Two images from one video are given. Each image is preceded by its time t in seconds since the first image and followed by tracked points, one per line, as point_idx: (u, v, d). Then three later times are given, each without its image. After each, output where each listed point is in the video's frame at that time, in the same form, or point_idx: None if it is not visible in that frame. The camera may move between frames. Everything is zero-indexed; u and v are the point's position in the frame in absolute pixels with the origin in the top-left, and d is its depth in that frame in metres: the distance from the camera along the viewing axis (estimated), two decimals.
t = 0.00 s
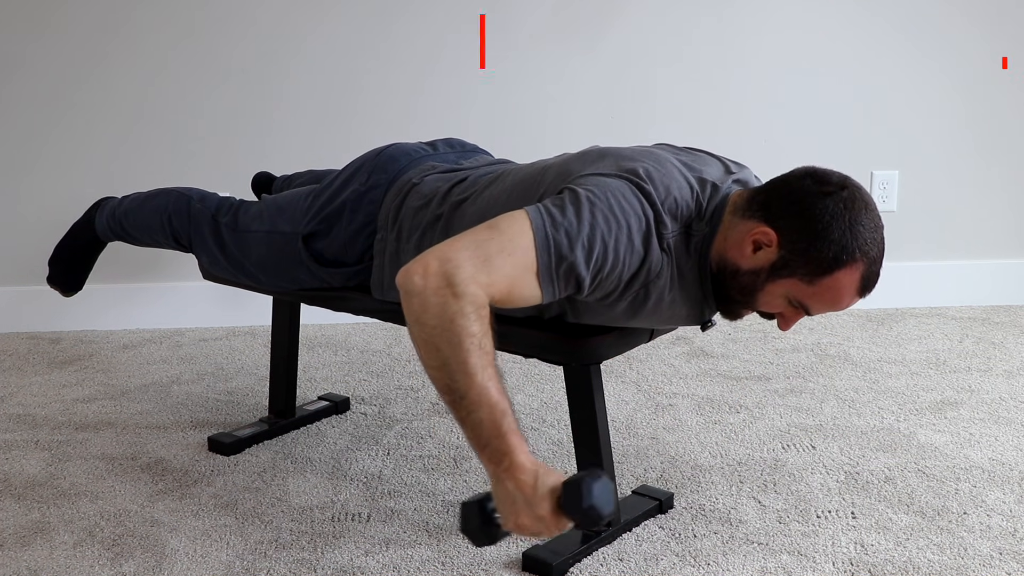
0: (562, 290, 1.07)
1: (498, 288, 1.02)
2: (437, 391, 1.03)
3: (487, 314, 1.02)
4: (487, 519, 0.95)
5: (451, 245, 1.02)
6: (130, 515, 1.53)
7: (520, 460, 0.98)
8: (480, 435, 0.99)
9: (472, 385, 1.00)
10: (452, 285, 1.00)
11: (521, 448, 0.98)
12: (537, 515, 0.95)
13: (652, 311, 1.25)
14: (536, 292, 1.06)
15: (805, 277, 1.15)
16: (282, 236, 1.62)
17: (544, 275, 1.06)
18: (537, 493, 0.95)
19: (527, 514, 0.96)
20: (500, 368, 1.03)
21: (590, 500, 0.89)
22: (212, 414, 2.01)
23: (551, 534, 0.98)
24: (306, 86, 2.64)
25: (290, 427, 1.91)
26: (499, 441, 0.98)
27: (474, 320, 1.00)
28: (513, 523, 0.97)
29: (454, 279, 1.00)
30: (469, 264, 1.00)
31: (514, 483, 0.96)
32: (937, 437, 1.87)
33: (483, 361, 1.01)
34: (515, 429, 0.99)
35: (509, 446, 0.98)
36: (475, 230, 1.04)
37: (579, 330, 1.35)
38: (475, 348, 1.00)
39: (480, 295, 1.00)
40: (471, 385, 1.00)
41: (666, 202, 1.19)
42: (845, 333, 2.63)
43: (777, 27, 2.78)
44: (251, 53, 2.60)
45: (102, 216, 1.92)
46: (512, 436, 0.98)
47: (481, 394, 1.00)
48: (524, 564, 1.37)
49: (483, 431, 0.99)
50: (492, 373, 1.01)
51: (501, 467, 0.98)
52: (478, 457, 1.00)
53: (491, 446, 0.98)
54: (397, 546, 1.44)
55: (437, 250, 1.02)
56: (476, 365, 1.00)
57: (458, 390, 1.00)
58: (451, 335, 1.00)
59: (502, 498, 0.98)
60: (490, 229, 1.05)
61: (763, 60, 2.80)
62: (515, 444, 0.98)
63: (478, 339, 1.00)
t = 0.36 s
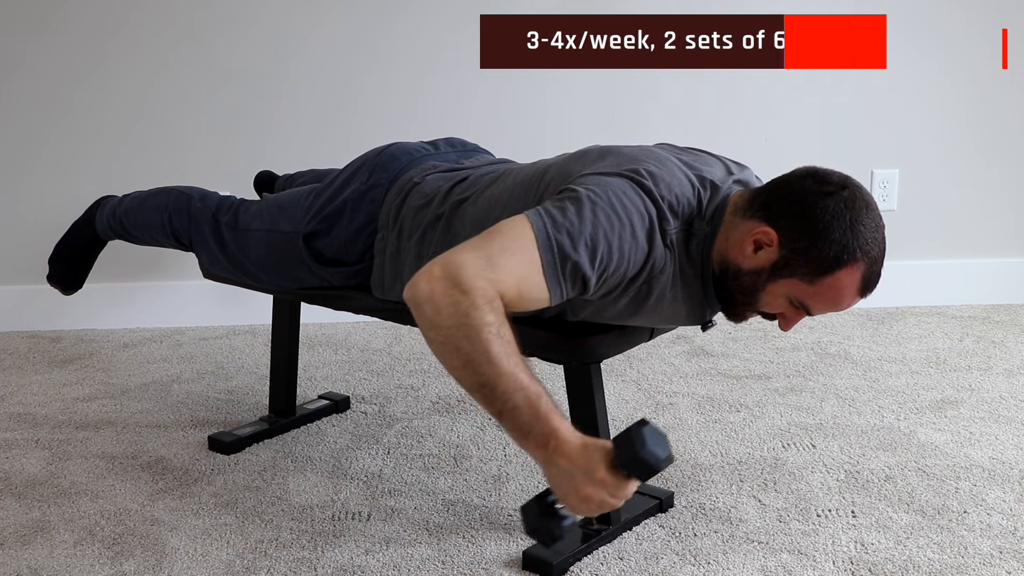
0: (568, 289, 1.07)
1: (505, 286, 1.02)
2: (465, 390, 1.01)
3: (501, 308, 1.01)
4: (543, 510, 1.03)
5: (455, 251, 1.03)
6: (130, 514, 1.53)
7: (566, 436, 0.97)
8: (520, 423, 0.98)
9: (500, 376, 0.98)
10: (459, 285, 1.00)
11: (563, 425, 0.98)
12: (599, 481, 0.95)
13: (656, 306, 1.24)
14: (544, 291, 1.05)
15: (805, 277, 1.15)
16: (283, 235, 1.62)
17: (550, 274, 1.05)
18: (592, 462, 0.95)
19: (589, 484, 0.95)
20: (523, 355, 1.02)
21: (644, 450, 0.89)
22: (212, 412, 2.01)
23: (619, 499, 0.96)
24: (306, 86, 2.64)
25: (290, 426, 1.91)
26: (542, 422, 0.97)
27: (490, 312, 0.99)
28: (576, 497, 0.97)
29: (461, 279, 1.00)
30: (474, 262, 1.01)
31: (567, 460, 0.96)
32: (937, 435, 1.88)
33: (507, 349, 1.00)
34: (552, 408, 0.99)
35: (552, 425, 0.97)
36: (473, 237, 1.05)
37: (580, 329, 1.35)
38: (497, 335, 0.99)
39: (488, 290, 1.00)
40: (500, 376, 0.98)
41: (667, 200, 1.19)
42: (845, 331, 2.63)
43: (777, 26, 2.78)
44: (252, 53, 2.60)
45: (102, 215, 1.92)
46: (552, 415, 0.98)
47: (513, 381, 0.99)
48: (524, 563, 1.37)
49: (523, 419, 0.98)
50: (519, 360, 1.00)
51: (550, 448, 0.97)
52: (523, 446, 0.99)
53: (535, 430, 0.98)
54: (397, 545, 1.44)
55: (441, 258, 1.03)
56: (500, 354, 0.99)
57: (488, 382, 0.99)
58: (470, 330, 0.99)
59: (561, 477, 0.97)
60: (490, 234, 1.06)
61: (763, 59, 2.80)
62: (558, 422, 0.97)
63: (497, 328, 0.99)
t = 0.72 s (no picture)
0: (570, 288, 1.07)
1: (505, 283, 1.02)
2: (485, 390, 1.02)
3: (509, 305, 1.01)
4: (580, 496, 1.12)
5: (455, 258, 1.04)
6: (131, 512, 1.53)
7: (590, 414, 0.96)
8: (542, 409, 0.98)
9: (516, 366, 0.99)
10: (462, 286, 1.00)
11: (585, 404, 0.98)
12: (630, 447, 0.94)
13: (657, 302, 1.25)
14: (545, 289, 1.05)
15: (805, 276, 1.15)
16: (283, 233, 1.63)
17: (552, 273, 1.05)
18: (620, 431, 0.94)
19: (621, 454, 0.94)
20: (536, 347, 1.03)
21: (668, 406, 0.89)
22: (213, 410, 2.01)
23: (653, 466, 0.95)
24: (306, 85, 2.64)
25: (290, 424, 1.91)
26: (565, 405, 0.97)
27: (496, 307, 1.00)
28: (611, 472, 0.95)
29: (462, 281, 1.01)
30: (474, 263, 1.02)
31: (594, 436, 0.95)
32: (937, 434, 1.88)
33: (519, 341, 1.00)
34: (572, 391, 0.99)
35: (576, 405, 0.97)
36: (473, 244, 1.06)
37: (580, 328, 1.36)
38: (507, 328, 1.00)
39: (490, 288, 1.00)
40: (515, 366, 0.99)
41: (666, 197, 1.19)
42: (845, 330, 2.63)
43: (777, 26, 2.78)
44: (251, 53, 2.60)
45: (103, 213, 1.92)
46: (573, 396, 0.98)
47: (531, 370, 0.99)
48: (524, 561, 1.37)
49: (544, 405, 0.98)
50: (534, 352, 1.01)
51: (576, 428, 0.96)
52: (549, 433, 0.99)
53: (557, 413, 0.97)
54: (398, 543, 1.44)
55: (441, 267, 1.05)
56: (512, 347, 0.99)
57: (504, 375, 0.99)
58: (479, 329, 0.99)
59: (593, 453, 0.96)
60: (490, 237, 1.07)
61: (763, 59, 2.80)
62: (580, 402, 0.97)
63: (507, 322, 1.00)
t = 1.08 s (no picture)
0: (580, 282, 1.06)
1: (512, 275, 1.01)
2: (509, 377, 1.04)
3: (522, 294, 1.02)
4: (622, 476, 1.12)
5: (462, 258, 1.05)
6: (132, 509, 1.53)
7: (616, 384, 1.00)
8: (570, 386, 1.01)
9: (538, 348, 1.01)
10: (473, 282, 1.01)
11: (609, 375, 1.01)
12: (661, 405, 0.98)
13: (661, 294, 1.25)
14: (553, 282, 1.04)
15: (805, 273, 1.15)
16: (284, 230, 1.62)
17: (561, 268, 1.04)
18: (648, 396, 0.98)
19: (654, 416, 0.98)
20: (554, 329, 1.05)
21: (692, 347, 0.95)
22: (213, 408, 2.02)
23: (685, 420, 0.99)
24: (306, 85, 2.64)
25: (291, 422, 1.91)
26: (590, 379, 1.00)
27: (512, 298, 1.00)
28: (646, 434, 0.99)
29: (473, 277, 1.01)
30: (482, 260, 1.02)
31: (625, 403, 0.99)
32: (938, 432, 1.87)
33: (536, 324, 1.02)
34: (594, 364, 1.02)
35: (601, 379, 1.00)
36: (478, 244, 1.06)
37: (580, 325, 1.36)
38: (524, 315, 1.00)
39: (499, 280, 1.00)
40: (537, 349, 1.01)
41: (667, 193, 1.19)
42: (846, 328, 2.63)
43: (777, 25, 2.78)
44: (251, 53, 2.60)
45: (104, 210, 1.92)
46: (597, 370, 1.01)
47: (554, 352, 1.01)
48: (525, 558, 1.38)
49: (572, 382, 1.01)
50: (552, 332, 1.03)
51: (604, 398, 1.00)
52: (579, 408, 1.02)
53: (586, 387, 1.00)
54: (398, 540, 1.44)
55: (448, 267, 1.05)
56: (531, 332, 1.00)
57: (527, 358, 1.01)
58: (496, 319, 1.00)
59: (624, 421, 1.00)
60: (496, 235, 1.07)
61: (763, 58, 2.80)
62: (604, 375, 1.00)
63: (523, 310, 1.01)
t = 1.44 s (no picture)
0: (584, 272, 1.06)
1: (518, 259, 1.01)
2: (526, 357, 1.00)
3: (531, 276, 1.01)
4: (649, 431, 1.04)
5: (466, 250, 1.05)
6: (133, 505, 1.54)
7: (632, 345, 0.96)
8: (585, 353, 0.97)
9: (548, 319, 0.98)
10: (479, 267, 1.01)
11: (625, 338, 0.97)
12: (679, 349, 0.93)
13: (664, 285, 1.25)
14: (559, 267, 1.03)
15: (805, 268, 1.15)
16: (284, 226, 1.62)
17: (567, 256, 1.04)
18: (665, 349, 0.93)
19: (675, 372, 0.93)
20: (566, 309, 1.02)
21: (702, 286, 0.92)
22: (214, 404, 2.02)
23: (707, 366, 0.94)
24: (307, 85, 2.64)
25: (292, 418, 1.91)
26: (605, 344, 0.97)
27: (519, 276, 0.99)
28: (669, 386, 0.94)
29: (477, 261, 1.01)
30: (485, 246, 1.03)
31: (643, 357, 0.94)
32: (939, 428, 1.87)
33: (545, 299, 1.00)
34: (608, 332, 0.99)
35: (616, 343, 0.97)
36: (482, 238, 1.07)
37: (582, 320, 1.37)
38: (531, 291, 0.99)
39: (504, 263, 1.00)
40: (548, 320, 0.98)
41: (668, 185, 1.19)
42: (847, 324, 2.63)
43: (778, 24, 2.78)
44: (251, 52, 2.60)
45: (105, 206, 1.92)
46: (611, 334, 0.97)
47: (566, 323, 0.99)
48: (525, 554, 1.38)
49: (586, 350, 0.97)
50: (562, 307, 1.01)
51: (621, 361, 0.96)
52: (599, 377, 0.98)
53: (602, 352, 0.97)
54: (399, 536, 1.44)
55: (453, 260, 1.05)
56: (539, 304, 0.98)
57: (540, 331, 0.98)
58: (504, 296, 0.98)
59: (644, 383, 0.95)
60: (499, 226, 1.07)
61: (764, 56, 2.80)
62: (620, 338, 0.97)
63: (530, 287, 1.00)
